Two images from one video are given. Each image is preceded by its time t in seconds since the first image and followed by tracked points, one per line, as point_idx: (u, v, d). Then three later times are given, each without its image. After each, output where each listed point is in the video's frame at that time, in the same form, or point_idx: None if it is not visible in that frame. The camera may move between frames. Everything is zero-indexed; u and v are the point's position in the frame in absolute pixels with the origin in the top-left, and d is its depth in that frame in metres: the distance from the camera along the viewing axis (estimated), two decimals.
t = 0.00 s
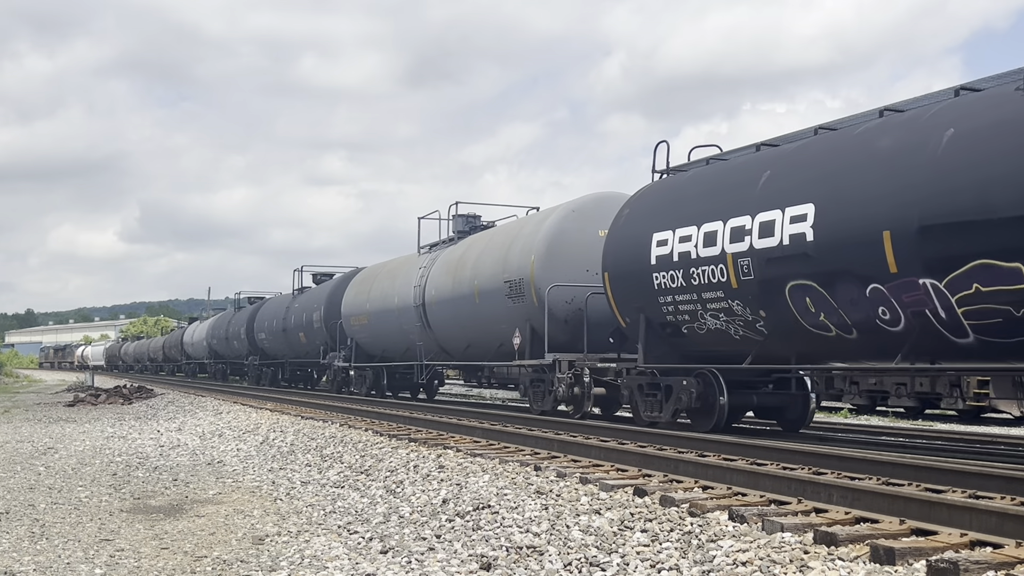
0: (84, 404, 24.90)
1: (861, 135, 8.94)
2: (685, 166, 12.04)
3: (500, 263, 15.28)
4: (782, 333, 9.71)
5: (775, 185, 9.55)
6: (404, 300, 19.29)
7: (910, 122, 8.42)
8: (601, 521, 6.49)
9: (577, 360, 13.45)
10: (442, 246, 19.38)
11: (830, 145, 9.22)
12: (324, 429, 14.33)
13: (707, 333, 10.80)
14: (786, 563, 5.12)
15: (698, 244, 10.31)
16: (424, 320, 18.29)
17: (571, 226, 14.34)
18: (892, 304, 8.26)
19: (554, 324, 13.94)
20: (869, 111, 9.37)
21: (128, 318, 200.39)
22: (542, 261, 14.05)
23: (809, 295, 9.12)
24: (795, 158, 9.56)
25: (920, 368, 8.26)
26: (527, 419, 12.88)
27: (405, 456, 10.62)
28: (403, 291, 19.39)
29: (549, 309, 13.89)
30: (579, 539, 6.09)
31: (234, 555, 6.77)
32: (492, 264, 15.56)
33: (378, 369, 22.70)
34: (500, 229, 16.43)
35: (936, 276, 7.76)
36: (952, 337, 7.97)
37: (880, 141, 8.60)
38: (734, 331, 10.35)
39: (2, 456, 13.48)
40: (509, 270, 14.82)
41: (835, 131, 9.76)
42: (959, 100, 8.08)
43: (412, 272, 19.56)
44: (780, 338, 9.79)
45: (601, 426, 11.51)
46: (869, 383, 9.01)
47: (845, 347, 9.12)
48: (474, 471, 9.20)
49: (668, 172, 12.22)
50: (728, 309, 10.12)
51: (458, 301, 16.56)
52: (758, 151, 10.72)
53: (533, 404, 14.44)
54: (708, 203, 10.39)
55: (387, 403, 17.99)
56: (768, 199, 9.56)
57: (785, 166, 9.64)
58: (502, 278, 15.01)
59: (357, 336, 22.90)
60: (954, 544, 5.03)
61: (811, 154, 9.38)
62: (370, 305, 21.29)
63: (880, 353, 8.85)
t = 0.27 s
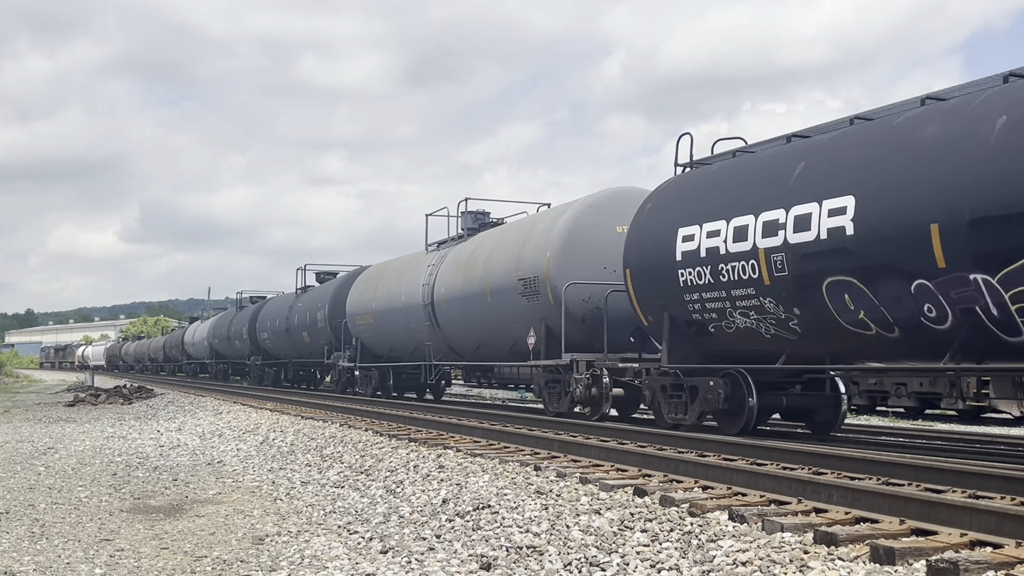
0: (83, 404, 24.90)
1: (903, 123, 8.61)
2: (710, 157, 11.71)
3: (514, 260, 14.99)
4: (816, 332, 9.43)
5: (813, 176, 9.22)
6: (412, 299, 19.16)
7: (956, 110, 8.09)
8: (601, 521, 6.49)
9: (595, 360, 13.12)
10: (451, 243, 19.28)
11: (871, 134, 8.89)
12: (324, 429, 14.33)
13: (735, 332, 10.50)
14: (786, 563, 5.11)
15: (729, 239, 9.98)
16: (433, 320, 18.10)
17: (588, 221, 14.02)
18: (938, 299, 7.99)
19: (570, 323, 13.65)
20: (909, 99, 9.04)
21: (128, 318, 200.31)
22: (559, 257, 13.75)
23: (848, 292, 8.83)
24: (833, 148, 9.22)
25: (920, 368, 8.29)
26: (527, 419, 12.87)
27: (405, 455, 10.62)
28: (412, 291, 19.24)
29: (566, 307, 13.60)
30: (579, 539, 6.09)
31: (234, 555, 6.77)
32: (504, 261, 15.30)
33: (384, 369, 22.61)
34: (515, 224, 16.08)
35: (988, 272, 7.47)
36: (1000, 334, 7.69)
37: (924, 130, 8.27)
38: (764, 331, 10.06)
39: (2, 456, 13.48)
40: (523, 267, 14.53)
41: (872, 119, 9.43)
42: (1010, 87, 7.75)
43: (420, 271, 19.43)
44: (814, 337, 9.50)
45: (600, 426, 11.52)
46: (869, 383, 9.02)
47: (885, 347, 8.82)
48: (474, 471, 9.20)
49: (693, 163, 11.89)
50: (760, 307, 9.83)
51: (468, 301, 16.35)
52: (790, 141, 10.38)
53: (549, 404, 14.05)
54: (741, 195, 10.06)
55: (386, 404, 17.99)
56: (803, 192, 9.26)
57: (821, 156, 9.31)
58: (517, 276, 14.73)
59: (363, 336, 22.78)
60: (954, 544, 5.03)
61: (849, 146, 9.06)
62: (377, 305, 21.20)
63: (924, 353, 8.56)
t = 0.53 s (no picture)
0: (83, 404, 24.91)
1: (949, 111, 8.23)
2: (736, 150, 11.35)
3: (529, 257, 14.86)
4: (855, 330, 9.04)
5: (852, 168, 8.84)
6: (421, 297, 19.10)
7: (1006, 96, 7.71)
8: (601, 521, 6.49)
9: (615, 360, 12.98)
10: (459, 240, 19.24)
11: (913, 123, 8.50)
12: (324, 429, 14.34)
13: (766, 331, 10.11)
14: (785, 563, 5.12)
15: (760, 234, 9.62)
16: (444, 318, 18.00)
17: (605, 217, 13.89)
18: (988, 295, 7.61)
19: (589, 322, 13.47)
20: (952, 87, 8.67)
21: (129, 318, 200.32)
22: (577, 254, 13.61)
23: (890, 289, 8.44)
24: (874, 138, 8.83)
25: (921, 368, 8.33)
26: (527, 419, 12.87)
27: (405, 456, 10.62)
28: (421, 289, 19.17)
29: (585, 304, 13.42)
30: (579, 539, 6.09)
31: (234, 555, 6.77)
32: (519, 257, 15.18)
33: (390, 370, 22.56)
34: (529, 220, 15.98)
35: None
36: None
37: (972, 118, 7.90)
38: (799, 330, 9.65)
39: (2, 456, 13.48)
40: (540, 264, 14.39)
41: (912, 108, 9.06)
42: None
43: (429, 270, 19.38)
44: (852, 334, 9.11)
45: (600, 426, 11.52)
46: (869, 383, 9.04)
47: (931, 348, 8.42)
48: (474, 471, 9.20)
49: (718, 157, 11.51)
50: (795, 304, 9.42)
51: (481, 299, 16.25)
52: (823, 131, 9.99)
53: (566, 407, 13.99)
54: (775, 189, 9.67)
55: (386, 404, 18.00)
56: (841, 184, 8.86)
57: (861, 147, 8.93)
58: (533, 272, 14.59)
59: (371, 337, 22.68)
60: (954, 544, 5.03)
61: (893, 135, 8.63)
62: (384, 303, 21.16)
63: (952, 354, 8.30)
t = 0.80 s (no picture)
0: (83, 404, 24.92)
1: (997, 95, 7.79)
2: (764, 143, 10.96)
3: (546, 253, 14.70)
4: (898, 329, 8.60)
5: (893, 157, 8.41)
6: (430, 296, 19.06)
7: None
8: (601, 521, 6.49)
9: (637, 360, 12.72)
10: (470, 237, 19.22)
11: (958, 109, 8.07)
12: (324, 429, 14.34)
13: (800, 330, 9.70)
14: (786, 563, 5.11)
15: (793, 228, 9.23)
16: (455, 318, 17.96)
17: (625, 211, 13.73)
18: None
19: (608, 321, 13.36)
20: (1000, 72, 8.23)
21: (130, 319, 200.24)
22: (597, 250, 13.46)
23: (937, 284, 8.01)
24: (916, 126, 8.39)
25: (921, 368, 8.36)
26: (527, 419, 12.88)
27: (405, 456, 10.63)
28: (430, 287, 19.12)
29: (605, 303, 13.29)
30: (579, 539, 6.09)
31: (234, 555, 6.78)
32: (536, 254, 15.05)
33: (396, 370, 22.54)
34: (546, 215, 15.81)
35: None
36: None
37: None
38: (835, 328, 9.23)
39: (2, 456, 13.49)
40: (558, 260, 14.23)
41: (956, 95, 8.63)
42: None
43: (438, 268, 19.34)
44: (894, 333, 8.70)
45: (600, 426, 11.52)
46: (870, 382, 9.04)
47: (980, 347, 8.02)
48: (474, 471, 9.20)
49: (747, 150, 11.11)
50: (832, 302, 9.02)
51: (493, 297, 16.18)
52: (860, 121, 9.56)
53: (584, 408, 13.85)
54: (811, 181, 9.24)
55: (385, 404, 18.02)
56: (884, 175, 8.41)
57: (902, 135, 8.49)
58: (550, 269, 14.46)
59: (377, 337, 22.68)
60: (954, 544, 5.03)
61: (940, 122, 8.13)
62: (392, 301, 21.13)
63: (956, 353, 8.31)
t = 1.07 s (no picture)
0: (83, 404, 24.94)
1: None
2: (796, 133, 10.66)
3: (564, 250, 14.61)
4: (945, 327, 8.22)
5: (939, 146, 8.08)
6: (439, 294, 19.05)
7: None
8: (601, 521, 6.49)
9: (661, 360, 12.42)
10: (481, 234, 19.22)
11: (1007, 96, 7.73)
12: (324, 429, 14.35)
13: (837, 329, 9.35)
14: (785, 563, 5.11)
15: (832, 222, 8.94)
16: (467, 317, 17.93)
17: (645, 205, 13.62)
18: None
19: (629, 320, 13.22)
20: None
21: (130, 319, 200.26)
22: (617, 246, 13.37)
23: (990, 280, 7.63)
24: (962, 113, 8.06)
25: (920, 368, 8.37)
26: (527, 419, 12.88)
27: (405, 456, 10.63)
28: (440, 285, 19.09)
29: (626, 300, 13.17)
30: (579, 539, 6.09)
31: (234, 555, 6.78)
32: (552, 250, 14.97)
33: (403, 370, 22.53)
34: (561, 210, 15.76)
35: None
36: None
37: None
38: (877, 327, 8.88)
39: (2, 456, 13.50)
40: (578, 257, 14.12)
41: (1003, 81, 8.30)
42: None
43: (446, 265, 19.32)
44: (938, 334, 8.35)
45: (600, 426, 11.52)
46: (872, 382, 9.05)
47: None
48: (474, 471, 9.20)
49: (777, 142, 10.81)
50: (873, 298, 8.69)
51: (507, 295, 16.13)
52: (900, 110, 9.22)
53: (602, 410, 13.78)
54: (851, 173, 8.92)
55: (385, 404, 18.04)
56: (931, 166, 8.07)
57: (948, 123, 8.16)
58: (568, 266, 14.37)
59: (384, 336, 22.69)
60: (954, 544, 5.03)
61: (991, 110, 7.75)
62: (400, 299, 21.12)
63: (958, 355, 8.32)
